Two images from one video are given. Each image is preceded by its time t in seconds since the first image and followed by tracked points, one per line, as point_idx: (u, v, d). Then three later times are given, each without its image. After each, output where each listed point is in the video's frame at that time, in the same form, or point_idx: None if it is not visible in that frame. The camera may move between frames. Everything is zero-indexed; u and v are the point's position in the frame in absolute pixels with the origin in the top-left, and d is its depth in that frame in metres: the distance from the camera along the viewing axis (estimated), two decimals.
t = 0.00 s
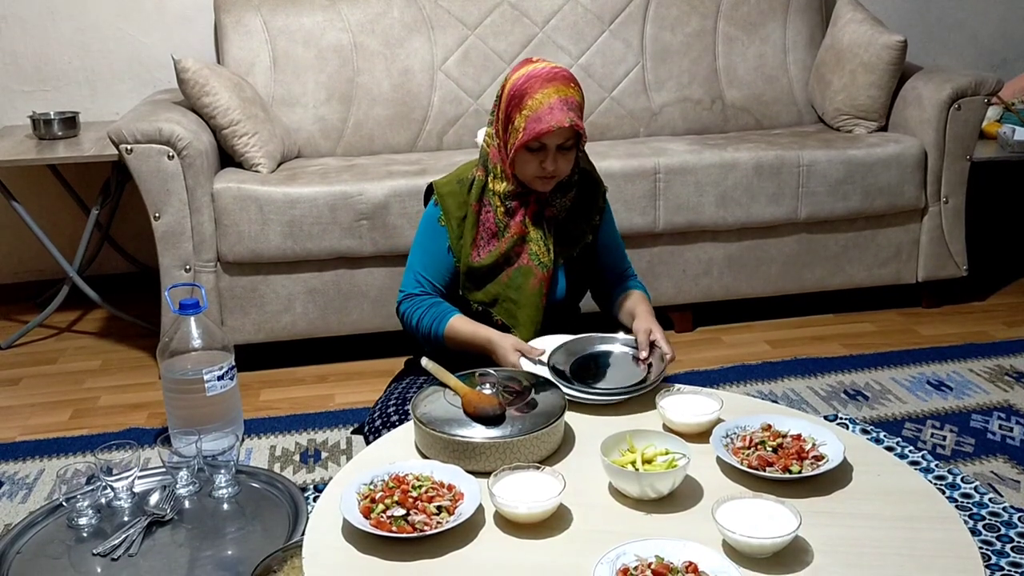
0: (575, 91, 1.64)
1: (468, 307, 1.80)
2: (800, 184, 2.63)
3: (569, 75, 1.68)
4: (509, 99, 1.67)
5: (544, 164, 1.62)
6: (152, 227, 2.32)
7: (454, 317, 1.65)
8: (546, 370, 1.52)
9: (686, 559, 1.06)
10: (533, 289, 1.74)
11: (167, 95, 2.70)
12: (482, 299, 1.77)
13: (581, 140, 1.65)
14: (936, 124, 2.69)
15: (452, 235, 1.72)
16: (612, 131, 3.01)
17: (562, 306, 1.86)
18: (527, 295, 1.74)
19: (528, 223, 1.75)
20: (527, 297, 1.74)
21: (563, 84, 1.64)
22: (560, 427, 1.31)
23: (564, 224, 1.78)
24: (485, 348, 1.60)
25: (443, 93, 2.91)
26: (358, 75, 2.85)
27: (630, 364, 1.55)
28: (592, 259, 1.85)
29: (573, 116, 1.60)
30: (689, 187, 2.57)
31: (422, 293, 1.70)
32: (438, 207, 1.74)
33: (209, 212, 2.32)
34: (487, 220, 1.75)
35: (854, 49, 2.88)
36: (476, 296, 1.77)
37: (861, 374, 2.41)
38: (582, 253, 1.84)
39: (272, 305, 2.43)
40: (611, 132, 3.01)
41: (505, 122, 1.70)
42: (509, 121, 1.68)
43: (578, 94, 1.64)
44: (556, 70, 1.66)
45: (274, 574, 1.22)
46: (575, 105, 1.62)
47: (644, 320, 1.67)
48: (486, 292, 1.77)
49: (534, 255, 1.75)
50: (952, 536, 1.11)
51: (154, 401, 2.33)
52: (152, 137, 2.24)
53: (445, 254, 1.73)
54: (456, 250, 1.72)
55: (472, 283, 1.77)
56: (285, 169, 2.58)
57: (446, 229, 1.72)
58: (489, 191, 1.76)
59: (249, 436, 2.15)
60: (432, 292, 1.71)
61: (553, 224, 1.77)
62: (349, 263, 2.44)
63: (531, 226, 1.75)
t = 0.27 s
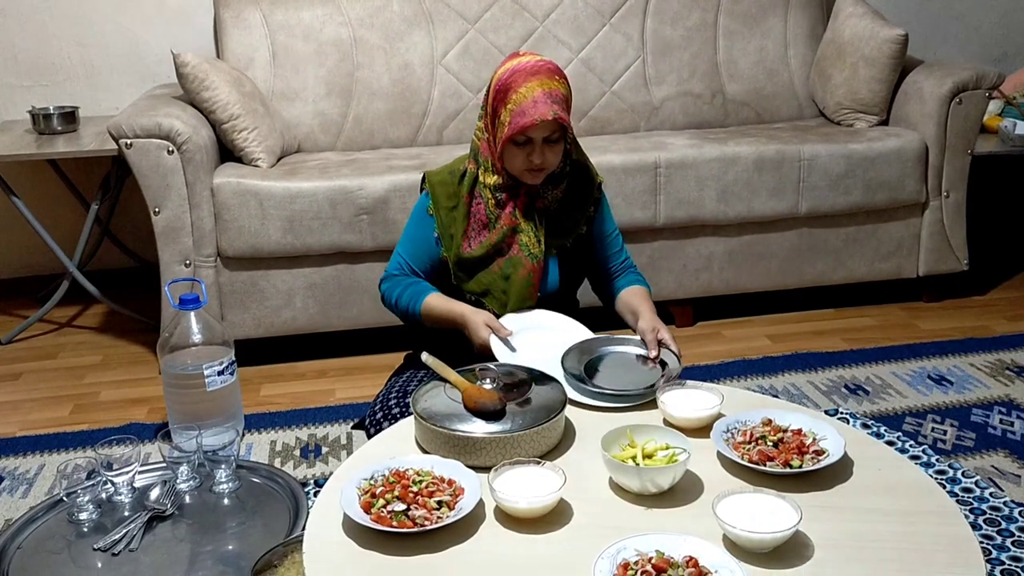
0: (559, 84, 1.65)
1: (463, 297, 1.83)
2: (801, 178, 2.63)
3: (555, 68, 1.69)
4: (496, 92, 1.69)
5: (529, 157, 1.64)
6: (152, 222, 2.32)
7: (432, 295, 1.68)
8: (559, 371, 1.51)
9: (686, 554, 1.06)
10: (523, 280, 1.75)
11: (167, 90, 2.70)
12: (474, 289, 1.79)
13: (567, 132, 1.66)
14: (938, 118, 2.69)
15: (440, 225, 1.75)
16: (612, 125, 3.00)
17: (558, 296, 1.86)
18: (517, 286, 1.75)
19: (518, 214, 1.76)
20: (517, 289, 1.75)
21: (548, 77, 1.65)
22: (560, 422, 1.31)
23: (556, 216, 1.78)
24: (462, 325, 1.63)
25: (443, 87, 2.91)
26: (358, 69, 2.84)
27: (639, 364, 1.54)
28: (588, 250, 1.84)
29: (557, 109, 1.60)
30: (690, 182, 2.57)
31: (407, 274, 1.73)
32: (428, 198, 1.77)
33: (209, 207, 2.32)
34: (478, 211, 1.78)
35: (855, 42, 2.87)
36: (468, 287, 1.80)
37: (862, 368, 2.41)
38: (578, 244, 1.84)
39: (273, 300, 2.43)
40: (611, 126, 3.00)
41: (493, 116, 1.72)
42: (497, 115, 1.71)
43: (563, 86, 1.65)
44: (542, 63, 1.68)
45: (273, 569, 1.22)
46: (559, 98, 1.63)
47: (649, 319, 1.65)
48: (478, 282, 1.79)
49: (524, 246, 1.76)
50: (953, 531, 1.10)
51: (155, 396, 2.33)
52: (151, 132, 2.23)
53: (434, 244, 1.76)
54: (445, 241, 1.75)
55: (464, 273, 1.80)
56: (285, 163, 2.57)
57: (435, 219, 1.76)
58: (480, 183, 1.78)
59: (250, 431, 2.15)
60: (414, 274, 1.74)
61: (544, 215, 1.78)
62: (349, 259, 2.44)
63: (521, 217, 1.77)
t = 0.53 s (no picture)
0: (548, 79, 1.65)
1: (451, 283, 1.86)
2: (801, 174, 2.63)
3: (545, 63, 1.70)
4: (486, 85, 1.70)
5: (520, 151, 1.64)
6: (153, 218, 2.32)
7: (408, 271, 1.71)
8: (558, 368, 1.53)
9: (687, 549, 1.06)
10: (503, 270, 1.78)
11: (167, 86, 2.70)
12: (460, 276, 1.82)
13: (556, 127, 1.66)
14: (938, 113, 2.69)
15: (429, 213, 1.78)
16: (612, 121, 3.00)
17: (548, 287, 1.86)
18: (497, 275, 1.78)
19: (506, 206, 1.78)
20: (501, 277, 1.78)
21: (537, 73, 1.65)
22: (560, 418, 1.31)
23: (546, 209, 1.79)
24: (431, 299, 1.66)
25: (443, 83, 2.90)
26: (357, 65, 2.84)
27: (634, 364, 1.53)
28: (580, 243, 1.83)
29: (544, 104, 1.61)
30: (690, 177, 2.57)
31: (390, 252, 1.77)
32: (420, 185, 1.80)
33: (209, 203, 2.32)
34: (468, 200, 1.80)
35: (856, 38, 2.87)
36: (456, 274, 1.82)
37: (862, 363, 2.41)
38: (570, 238, 1.83)
39: (273, 296, 2.43)
40: (611, 122, 3.00)
41: (483, 109, 1.74)
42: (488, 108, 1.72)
43: (552, 81, 1.66)
44: (532, 58, 1.68)
45: (274, 564, 1.23)
46: (547, 93, 1.63)
47: (640, 319, 1.63)
48: (463, 269, 1.81)
49: (508, 237, 1.78)
50: (952, 525, 1.11)
51: (155, 392, 2.33)
52: (151, 128, 2.23)
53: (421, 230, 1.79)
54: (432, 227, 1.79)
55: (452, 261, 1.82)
56: (285, 159, 2.57)
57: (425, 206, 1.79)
58: (471, 174, 1.80)
59: (250, 427, 2.15)
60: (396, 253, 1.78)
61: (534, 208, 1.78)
62: (350, 254, 2.44)
63: (508, 208, 1.78)
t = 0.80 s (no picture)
0: (542, 72, 1.66)
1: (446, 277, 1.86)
2: (802, 170, 2.62)
3: (537, 57, 1.70)
4: (481, 79, 1.71)
5: (516, 145, 1.64)
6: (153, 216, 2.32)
7: (401, 262, 1.70)
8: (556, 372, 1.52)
9: (688, 545, 1.06)
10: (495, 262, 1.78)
11: (167, 83, 2.70)
12: (454, 269, 1.82)
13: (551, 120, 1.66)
14: (939, 109, 2.68)
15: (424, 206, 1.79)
16: (613, 117, 3.00)
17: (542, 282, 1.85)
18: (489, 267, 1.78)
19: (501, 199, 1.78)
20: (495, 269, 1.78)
21: (532, 65, 1.66)
22: (561, 415, 1.31)
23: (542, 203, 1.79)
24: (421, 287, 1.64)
25: (443, 80, 2.90)
26: (358, 62, 2.84)
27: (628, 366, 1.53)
28: (576, 237, 1.82)
29: (539, 96, 1.61)
30: (691, 174, 2.56)
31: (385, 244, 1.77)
32: (416, 180, 1.81)
33: (209, 200, 2.32)
34: (462, 194, 1.81)
35: (857, 34, 2.86)
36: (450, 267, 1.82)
37: (863, 360, 2.41)
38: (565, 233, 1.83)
39: (274, 293, 2.43)
40: (612, 119, 3.00)
41: (478, 103, 1.74)
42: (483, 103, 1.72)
43: (546, 75, 1.66)
44: (525, 51, 1.69)
45: (276, 561, 1.23)
46: (541, 85, 1.63)
47: (631, 320, 1.61)
48: (457, 262, 1.82)
49: (501, 230, 1.78)
50: (954, 522, 1.11)
51: (156, 390, 2.33)
52: (152, 125, 2.23)
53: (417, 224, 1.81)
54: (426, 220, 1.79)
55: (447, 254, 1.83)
56: (286, 157, 2.57)
57: (421, 200, 1.80)
58: (465, 168, 1.81)
59: (252, 424, 2.15)
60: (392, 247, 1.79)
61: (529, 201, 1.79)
62: (350, 252, 2.44)
63: (502, 201, 1.79)
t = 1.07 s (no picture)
0: (540, 65, 1.66)
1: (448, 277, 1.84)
2: (804, 168, 2.62)
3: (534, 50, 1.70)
4: (479, 75, 1.71)
5: (516, 137, 1.64)
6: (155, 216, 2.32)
7: (420, 274, 1.68)
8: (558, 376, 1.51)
9: (690, 544, 1.06)
10: (502, 257, 1.77)
11: (169, 83, 2.70)
12: (458, 267, 1.80)
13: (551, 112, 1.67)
14: (940, 107, 2.68)
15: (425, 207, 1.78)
16: (614, 116, 3.00)
17: (545, 278, 1.85)
18: (497, 262, 1.77)
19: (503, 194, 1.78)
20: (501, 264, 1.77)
21: (530, 57, 1.66)
22: (563, 414, 1.31)
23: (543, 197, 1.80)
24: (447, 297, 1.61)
25: (444, 79, 2.90)
26: (359, 61, 2.84)
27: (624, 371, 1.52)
28: (576, 233, 1.84)
29: (539, 86, 1.61)
30: (692, 172, 2.56)
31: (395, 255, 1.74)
32: (417, 181, 1.79)
33: (211, 200, 2.32)
34: (463, 192, 1.80)
35: (858, 32, 2.86)
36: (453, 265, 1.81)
37: (864, 359, 2.41)
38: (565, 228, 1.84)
39: (275, 293, 2.43)
40: (613, 117, 3.00)
41: (476, 99, 1.74)
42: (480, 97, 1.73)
43: (544, 67, 1.66)
44: (522, 45, 1.69)
45: (278, 561, 1.23)
46: (540, 77, 1.64)
47: (627, 322, 1.61)
48: (461, 259, 1.80)
49: (506, 224, 1.78)
50: (956, 520, 1.11)
51: (158, 389, 2.33)
52: (153, 125, 2.23)
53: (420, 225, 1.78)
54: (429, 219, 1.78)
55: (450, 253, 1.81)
56: (287, 156, 2.57)
57: (422, 201, 1.78)
58: (465, 166, 1.81)
59: (253, 424, 2.16)
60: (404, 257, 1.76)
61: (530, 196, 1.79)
62: (352, 251, 2.44)
63: (505, 197, 1.78)
